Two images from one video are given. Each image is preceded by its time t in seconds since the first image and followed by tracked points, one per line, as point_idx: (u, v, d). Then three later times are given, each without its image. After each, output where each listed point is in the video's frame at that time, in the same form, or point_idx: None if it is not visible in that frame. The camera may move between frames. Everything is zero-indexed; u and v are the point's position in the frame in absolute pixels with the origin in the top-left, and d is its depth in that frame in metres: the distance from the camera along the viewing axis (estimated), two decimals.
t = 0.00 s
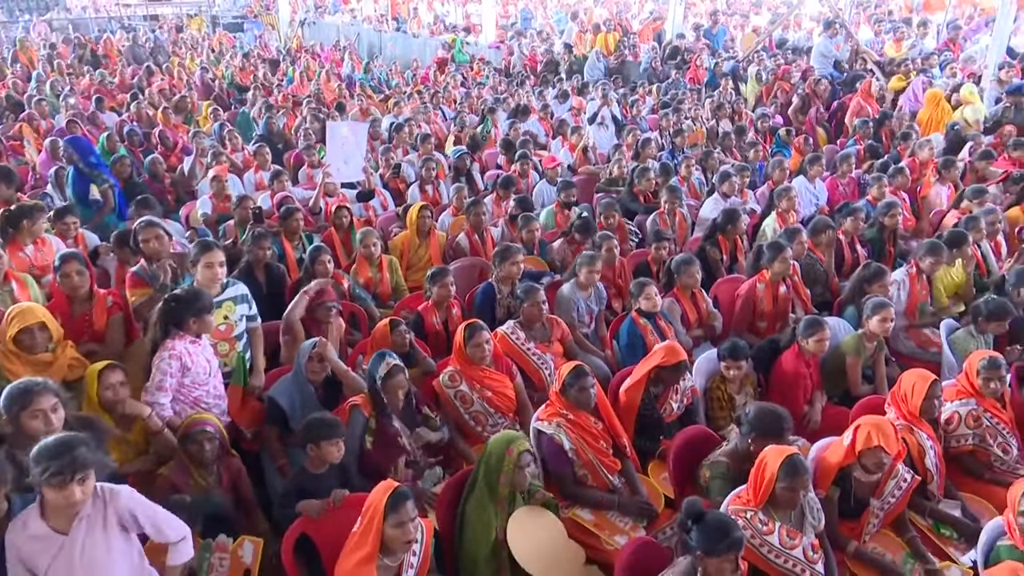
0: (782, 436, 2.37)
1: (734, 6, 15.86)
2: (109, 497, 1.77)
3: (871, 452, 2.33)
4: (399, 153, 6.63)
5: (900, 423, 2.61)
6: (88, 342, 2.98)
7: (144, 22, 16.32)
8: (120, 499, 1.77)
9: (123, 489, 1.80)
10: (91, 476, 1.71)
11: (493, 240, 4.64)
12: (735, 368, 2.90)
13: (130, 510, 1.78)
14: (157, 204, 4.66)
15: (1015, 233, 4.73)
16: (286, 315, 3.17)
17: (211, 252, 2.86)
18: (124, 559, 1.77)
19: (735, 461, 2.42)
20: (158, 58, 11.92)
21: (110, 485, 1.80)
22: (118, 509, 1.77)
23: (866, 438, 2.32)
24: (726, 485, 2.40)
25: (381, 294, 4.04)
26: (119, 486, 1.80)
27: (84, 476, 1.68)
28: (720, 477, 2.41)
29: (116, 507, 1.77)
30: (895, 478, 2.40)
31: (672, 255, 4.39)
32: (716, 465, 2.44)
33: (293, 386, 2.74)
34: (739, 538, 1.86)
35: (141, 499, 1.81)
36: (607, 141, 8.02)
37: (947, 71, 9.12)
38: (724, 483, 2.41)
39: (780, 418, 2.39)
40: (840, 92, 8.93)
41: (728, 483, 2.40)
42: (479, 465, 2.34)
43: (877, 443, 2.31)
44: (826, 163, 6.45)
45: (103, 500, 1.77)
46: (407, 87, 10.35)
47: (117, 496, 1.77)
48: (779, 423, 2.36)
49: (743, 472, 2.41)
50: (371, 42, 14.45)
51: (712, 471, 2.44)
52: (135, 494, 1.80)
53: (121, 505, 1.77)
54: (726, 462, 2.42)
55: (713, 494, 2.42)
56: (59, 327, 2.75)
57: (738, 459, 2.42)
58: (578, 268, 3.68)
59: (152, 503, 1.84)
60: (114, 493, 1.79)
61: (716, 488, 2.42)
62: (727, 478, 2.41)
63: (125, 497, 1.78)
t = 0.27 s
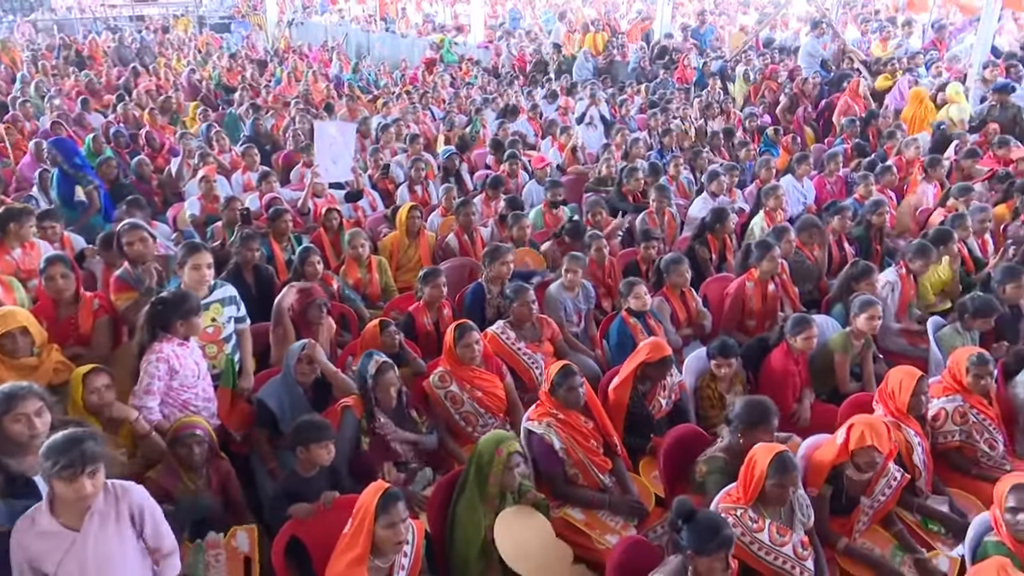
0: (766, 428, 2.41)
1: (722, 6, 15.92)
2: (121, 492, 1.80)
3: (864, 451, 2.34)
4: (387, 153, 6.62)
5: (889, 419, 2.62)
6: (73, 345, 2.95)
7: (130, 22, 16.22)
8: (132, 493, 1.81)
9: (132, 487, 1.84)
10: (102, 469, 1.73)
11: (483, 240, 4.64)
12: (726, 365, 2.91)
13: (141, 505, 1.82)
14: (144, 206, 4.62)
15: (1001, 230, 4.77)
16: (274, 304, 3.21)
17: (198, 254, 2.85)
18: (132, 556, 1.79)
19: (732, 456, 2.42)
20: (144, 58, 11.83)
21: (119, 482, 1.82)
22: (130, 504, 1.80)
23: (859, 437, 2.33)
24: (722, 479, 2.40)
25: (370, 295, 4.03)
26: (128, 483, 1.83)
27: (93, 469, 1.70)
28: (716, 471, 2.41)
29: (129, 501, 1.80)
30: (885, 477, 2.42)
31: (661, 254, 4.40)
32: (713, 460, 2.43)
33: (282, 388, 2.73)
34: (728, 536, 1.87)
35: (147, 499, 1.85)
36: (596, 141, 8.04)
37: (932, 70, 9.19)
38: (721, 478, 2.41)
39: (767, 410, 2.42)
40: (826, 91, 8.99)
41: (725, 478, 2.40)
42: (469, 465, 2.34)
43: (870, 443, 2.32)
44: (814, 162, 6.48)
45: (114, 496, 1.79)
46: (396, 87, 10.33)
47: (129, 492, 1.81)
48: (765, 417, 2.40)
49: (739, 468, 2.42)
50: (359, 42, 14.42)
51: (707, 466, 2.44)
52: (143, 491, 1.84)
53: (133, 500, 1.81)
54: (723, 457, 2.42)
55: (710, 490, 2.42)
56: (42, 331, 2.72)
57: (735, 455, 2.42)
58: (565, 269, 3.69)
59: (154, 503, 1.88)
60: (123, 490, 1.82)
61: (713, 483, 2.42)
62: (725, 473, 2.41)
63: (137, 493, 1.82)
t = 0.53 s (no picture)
0: (764, 426, 2.41)
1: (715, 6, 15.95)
2: (128, 489, 1.80)
3: (860, 451, 2.35)
4: (381, 153, 6.61)
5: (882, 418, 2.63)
6: (65, 348, 2.94)
7: (122, 23, 16.17)
8: (138, 490, 1.82)
9: (137, 483, 1.84)
10: (106, 467, 1.73)
11: (477, 241, 4.64)
12: (722, 364, 2.92)
13: (148, 502, 1.82)
14: (136, 208, 4.59)
15: (992, 229, 4.79)
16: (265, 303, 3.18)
17: (191, 255, 2.83)
18: (138, 554, 1.79)
19: (731, 456, 2.43)
20: (136, 59, 11.79)
21: (124, 479, 1.83)
22: (137, 501, 1.81)
23: (856, 437, 2.34)
24: (721, 478, 2.40)
25: (364, 295, 4.02)
26: (132, 480, 1.84)
27: (99, 467, 1.70)
28: (716, 470, 2.42)
29: (135, 498, 1.81)
30: (881, 477, 2.41)
31: (655, 254, 4.40)
32: (712, 460, 2.44)
33: (276, 389, 2.72)
34: (723, 536, 1.87)
35: (151, 496, 1.85)
36: (590, 141, 8.04)
37: (924, 69, 9.24)
38: (720, 477, 2.41)
39: (762, 408, 2.43)
40: (819, 91, 9.01)
41: (722, 478, 2.40)
42: (464, 465, 2.34)
43: (866, 443, 2.33)
44: (808, 161, 6.50)
45: (120, 492, 1.79)
46: (390, 87, 10.32)
47: (135, 488, 1.81)
48: (763, 416, 2.40)
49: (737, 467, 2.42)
50: (352, 43, 14.40)
51: (708, 464, 2.44)
52: (148, 488, 1.85)
53: (139, 496, 1.81)
54: (723, 456, 2.43)
55: (708, 487, 2.43)
56: (34, 334, 2.72)
57: (734, 454, 2.43)
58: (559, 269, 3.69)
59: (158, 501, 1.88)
60: (129, 487, 1.82)
61: (712, 482, 2.42)
62: (723, 472, 2.41)
63: (142, 489, 1.82)
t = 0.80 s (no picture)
0: (756, 427, 2.41)
1: (704, 6, 16.00)
2: (131, 488, 1.79)
3: (852, 450, 2.37)
4: (371, 154, 6.60)
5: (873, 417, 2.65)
6: (54, 351, 2.93)
7: (109, 23, 16.09)
8: (141, 490, 1.80)
9: (141, 483, 1.83)
10: (106, 468, 1.72)
11: (468, 241, 4.64)
12: (715, 363, 2.93)
13: (150, 502, 1.81)
14: (124, 210, 4.57)
15: (980, 226, 4.82)
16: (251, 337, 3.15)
17: (180, 257, 2.82)
18: (139, 555, 1.78)
19: (723, 456, 2.44)
20: (124, 59, 11.71)
21: (127, 478, 1.82)
22: (139, 501, 1.79)
23: (848, 436, 2.35)
24: (712, 478, 2.41)
25: (355, 296, 4.01)
26: (136, 479, 1.82)
27: (98, 469, 1.69)
28: (709, 471, 2.42)
29: (138, 498, 1.79)
30: (872, 475, 2.43)
31: (646, 253, 4.42)
32: (704, 460, 2.45)
33: (267, 391, 2.70)
34: (714, 535, 1.87)
35: (155, 496, 1.84)
36: (581, 140, 8.06)
37: (911, 69, 9.29)
38: (713, 477, 2.42)
39: (755, 410, 2.43)
40: (808, 90, 9.05)
41: (714, 478, 2.41)
42: (455, 465, 2.34)
43: (858, 442, 2.34)
44: (797, 160, 6.54)
45: (122, 493, 1.78)
46: (380, 87, 10.30)
47: (138, 488, 1.80)
48: (756, 417, 2.41)
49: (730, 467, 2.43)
50: (341, 43, 14.37)
51: (701, 464, 2.45)
52: (152, 488, 1.84)
53: (142, 497, 1.80)
54: (715, 456, 2.44)
55: (699, 487, 2.44)
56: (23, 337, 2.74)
57: (726, 454, 2.44)
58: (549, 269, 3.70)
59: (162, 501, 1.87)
60: (132, 486, 1.81)
61: (704, 482, 2.43)
62: (715, 472, 2.42)
63: (145, 489, 1.81)
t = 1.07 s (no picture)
0: (745, 427, 2.42)
1: (690, 7, 16.05)
2: (135, 492, 1.76)
3: (839, 447, 2.38)
4: (358, 154, 6.58)
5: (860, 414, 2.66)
6: (39, 354, 2.90)
7: (92, 23, 15.94)
8: (146, 494, 1.78)
9: (146, 485, 1.80)
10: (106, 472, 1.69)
11: (456, 241, 4.64)
12: (702, 362, 2.94)
13: (154, 506, 1.78)
14: (108, 213, 4.53)
15: (964, 224, 4.86)
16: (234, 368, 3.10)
17: (166, 259, 2.80)
18: (140, 559, 1.76)
19: (710, 457, 2.44)
20: (107, 61, 11.63)
21: (132, 479, 1.79)
22: (143, 506, 1.77)
23: (835, 433, 2.37)
24: (696, 478, 2.42)
25: (343, 297, 4.00)
26: (142, 481, 1.79)
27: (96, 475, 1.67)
28: (692, 471, 2.43)
29: (142, 502, 1.77)
30: (859, 471, 2.45)
31: (633, 252, 4.43)
32: (689, 460, 2.46)
33: (254, 393, 2.69)
34: (703, 533, 1.88)
35: (159, 498, 1.81)
36: (568, 140, 8.06)
37: (895, 68, 9.35)
38: (697, 477, 2.43)
39: (743, 411, 2.44)
40: (793, 90, 9.09)
41: (699, 478, 2.42)
42: (445, 466, 2.33)
43: (845, 439, 2.36)
44: (783, 159, 6.58)
45: (126, 496, 1.75)
46: (366, 87, 10.27)
47: (142, 492, 1.77)
48: (744, 417, 2.42)
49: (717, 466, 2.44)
50: (328, 43, 14.31)
51: (685, 464, 2.46)
52: (156, 491, 1.81)
53: (146, 501, 1.77)
54: (700, 457, 2.44)
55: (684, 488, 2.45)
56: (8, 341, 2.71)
57: (713, 454, 2.45)
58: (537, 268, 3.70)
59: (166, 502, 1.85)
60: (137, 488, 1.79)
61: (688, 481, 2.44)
62: (700, 472, 2.43)
63: (149, 493, 1.78)
